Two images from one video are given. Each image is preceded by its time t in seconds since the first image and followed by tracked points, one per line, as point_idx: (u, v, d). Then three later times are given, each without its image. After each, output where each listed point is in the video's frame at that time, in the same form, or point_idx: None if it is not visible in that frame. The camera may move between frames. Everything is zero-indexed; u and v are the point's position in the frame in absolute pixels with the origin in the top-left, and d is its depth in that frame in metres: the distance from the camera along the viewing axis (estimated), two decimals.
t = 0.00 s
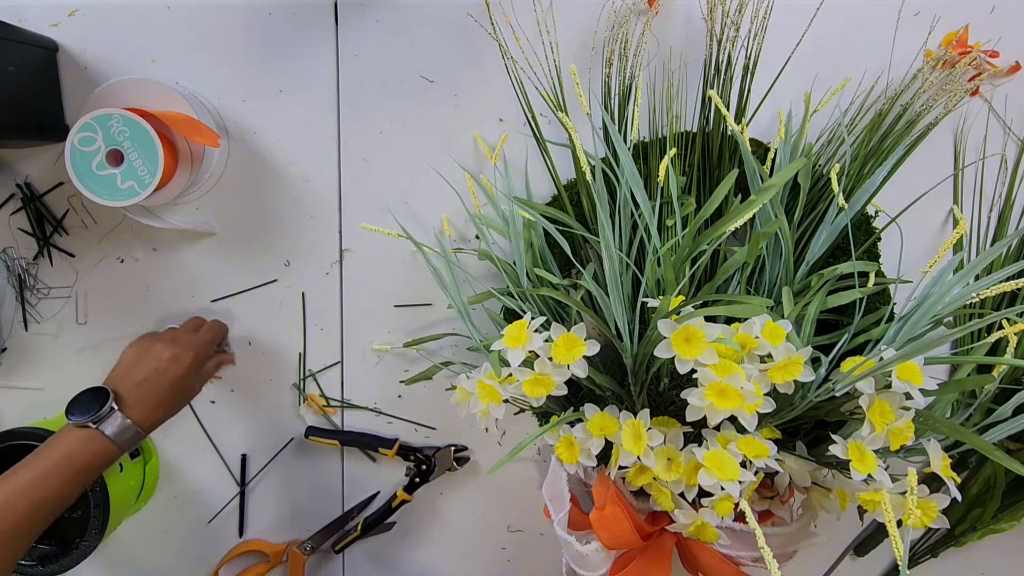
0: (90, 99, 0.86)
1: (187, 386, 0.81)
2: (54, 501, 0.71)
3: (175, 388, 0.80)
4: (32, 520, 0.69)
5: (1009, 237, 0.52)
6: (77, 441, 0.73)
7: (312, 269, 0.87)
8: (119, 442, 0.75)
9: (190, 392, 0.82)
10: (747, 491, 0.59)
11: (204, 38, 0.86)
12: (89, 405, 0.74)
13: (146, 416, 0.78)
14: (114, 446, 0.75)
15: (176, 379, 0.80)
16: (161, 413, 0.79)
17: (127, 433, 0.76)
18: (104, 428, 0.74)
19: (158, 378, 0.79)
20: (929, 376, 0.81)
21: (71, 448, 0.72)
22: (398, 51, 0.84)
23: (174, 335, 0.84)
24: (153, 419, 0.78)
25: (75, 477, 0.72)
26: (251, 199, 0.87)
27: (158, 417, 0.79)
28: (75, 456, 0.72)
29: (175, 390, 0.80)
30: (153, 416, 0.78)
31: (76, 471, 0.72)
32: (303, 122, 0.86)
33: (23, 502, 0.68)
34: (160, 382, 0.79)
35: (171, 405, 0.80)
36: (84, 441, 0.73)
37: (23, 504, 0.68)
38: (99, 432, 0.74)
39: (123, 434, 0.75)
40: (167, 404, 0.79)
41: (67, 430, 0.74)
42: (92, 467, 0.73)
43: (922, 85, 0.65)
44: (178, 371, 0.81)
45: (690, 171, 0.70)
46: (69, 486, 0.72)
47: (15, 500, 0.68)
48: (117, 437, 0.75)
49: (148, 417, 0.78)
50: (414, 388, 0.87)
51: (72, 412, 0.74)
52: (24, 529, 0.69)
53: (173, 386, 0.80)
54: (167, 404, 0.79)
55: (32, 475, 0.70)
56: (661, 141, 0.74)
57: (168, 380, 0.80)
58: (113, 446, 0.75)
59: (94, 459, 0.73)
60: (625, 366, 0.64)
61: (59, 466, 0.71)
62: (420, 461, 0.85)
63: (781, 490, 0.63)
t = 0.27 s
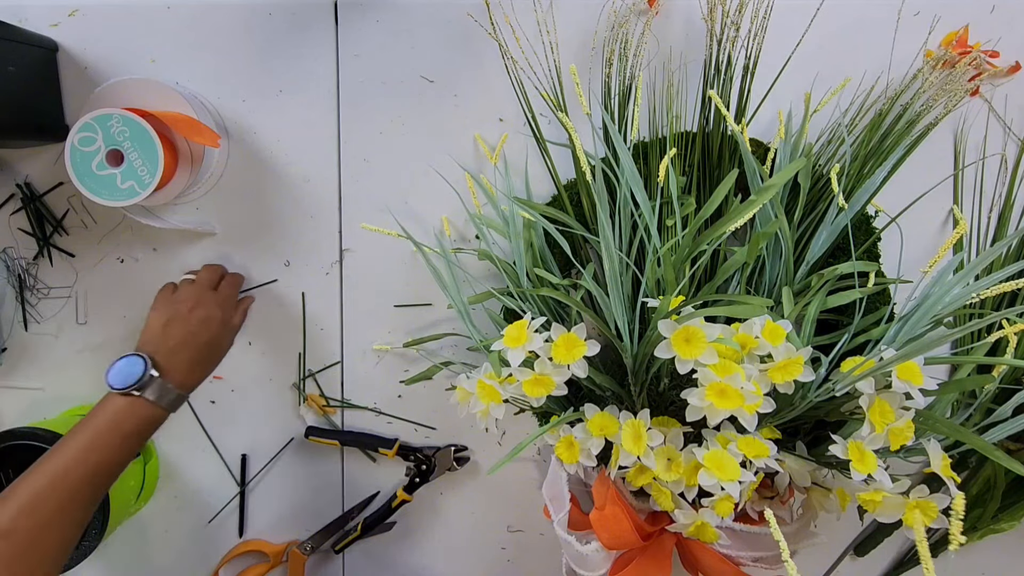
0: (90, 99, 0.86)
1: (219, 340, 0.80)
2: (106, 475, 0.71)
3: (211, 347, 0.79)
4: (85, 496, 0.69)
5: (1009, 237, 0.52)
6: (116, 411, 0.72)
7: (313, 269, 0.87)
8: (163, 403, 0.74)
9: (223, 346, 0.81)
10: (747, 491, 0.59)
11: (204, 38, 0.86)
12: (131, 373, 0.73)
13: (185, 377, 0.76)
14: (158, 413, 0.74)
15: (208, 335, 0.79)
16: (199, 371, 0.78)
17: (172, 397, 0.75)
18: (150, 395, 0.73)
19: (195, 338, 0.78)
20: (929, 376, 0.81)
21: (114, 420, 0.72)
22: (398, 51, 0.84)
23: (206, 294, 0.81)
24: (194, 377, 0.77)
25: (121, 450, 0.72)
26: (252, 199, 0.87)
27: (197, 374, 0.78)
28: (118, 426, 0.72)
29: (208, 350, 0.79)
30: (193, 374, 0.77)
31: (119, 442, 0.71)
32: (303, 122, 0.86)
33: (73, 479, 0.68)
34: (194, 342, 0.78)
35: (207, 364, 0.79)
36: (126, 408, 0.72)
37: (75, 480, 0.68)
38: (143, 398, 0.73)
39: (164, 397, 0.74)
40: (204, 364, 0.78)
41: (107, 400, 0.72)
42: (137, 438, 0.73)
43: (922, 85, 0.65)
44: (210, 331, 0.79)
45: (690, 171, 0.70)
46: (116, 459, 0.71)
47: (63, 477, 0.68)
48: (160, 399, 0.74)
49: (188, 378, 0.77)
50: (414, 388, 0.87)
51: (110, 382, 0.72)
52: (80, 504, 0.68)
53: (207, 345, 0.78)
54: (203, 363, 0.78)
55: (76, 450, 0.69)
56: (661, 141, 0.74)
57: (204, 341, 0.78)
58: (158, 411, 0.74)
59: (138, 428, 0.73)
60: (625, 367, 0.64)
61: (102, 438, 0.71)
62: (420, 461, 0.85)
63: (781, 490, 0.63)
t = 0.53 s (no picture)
0: (90, 99, 0.86)
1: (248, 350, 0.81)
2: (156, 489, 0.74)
3: (240, 355, 0.80)
4: (139, 506, 0.72)
5: (1009, 237, 0.52)
6: (155, 424, 0.74)
7: (313, 269, 0.87)
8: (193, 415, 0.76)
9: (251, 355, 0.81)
10: (747, 492, 0.59)
11: (204, 38, 0.86)
12: (156, 386, 0.75)
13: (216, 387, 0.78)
14: (190, 426, 0.76)
15: (232, 345, 0.79)
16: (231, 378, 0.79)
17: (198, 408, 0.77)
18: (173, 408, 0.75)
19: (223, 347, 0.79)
20: (929, 376, 0.81)
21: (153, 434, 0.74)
22: (398, 51, 0.84)
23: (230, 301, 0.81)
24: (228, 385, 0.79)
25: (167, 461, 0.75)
26: (252, 199, 0.87)
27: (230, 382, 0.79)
28: (161, 441, 0.74)
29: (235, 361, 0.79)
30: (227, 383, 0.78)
31: (165, 453, 0.74)
32: (303, 122, 0.86)
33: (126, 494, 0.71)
34: (219, 354, 0.78)
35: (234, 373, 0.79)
36: (161, 423, 0.75)
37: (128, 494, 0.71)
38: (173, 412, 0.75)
39: (197, 410, 0.76)
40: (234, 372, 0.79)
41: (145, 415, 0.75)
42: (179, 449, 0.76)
43: (922, 85, 0.65)
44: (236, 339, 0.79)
45: (690, 171, 0.70)
46: (164, 470, 0.75)
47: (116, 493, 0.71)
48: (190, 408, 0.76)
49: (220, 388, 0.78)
50: (414, 388, 0.87)
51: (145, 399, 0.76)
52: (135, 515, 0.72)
53: (233, 355, 0.79)
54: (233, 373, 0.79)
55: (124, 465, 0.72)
56: (661, 141, 0.74)
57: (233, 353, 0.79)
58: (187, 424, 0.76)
59: (175, 440, 0.75)
60: (625, 367, 0.64)
61: (149, 453, 0.73)
62: (420, 461, 0.85)
63: (781, 490, 0.63)
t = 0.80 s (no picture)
0: (90, 99, 0.86)
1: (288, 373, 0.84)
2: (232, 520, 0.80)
3: (282, 383, 0.84)
4: (217, 537, 0.78)
5: (1009, 237, 0.52)
6: (223, 463, 0.81)
7: (313, 269, 0.87)
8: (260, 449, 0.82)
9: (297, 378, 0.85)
10: (747, 491, 0.59)
11: (205, 38, 0.86)
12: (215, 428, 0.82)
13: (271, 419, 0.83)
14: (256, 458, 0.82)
15: (274, 376, 0.83)
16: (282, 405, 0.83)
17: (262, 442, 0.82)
18: (237, 447, 0.81)
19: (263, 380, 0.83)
20: (929, 376, 0.81)
21: (223, 472, 0.80)
22: (398, 51, 0.84)
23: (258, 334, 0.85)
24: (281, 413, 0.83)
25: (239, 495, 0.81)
26: (252, 199, 0.87)
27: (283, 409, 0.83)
28: (234, 474, 0.81)
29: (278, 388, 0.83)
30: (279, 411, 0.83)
31: (237, 488, 0.81)
32: (303, 122, 0.86)
33: (204, 527, 0.77)
34: (264, 387, 0.83)
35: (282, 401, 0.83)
36: (230, 461, 0.81)
37: (206, 527, 0.77)
38: (240, 452, 0.81)
39: (261, 446, 0.82)
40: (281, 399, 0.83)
41: (215, 457, 0.81)
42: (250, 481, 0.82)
43: (922, 85, 0.65)
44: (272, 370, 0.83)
45: (690, 171, 0.70)
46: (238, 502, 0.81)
47: (195, 528, 0.77)
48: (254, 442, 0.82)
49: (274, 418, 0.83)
50: (414, 388, 0.87)
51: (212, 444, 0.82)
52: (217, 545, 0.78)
53: (276, 383, 0.83)
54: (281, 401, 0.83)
55: (199, 503, 0.78)
56: (661, 141, 0.74)
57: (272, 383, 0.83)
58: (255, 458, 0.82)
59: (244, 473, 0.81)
60: (625, 367, 0.64)
61: (221, 489, 0.79)
62: (420, 461, 0.85)
63: (781, 490, 0.63)
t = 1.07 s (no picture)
0: (90, 99, 0.86)
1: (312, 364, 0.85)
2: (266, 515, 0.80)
3: (308, 372, 0.84)
4: (255, 534, 0.78)
5: (1009, 237, 0.52)
6: (252, 459, 0.80)
7: (313, 269, 0.87)
8: (290, 440, 0.81)
9: (319, 371, 0.86)
10: (747, 492, 0.59)
11: (204, 38, 0.86)
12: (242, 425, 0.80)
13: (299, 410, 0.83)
14: (287, 451, 0.82)
15: (299, 367, 0.83)
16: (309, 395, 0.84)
17: (291, 434, 0.82)
18: (266, 441, 0.81)
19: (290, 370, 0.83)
20: (929, 376, 0.81)
21: (251, 469, 0.80)
22: (398, 51, 0.84)
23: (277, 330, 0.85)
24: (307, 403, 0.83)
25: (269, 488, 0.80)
26: (252, 199, 0.87)
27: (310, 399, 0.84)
28: (263, 470, 0.80)
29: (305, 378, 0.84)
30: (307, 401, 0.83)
31: (267, 483, 0.80)
32: (303, 122, 0.86)
33: (240, 524, 0.77)
34: (289, 379, 0.83)
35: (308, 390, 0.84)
36: (258, 458, 0.80)
37: (242, 524, 0.77)
38: (270, 446, 0.81)
39: (291, 438, 0.81)
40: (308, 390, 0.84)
41: (241, 457, 0.81)
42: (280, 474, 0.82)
43: (922, 85, 0.65)
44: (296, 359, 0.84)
45: (690, 171, 0.70)
46: (269, 497, 0.80)
47: (231, 527, 0.76)
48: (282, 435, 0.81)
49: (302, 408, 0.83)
50: (414, 388, 0.87)
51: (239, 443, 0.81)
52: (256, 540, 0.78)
53: (302, 372, 0.84)
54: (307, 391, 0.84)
55: (231, 502, 0.78)
56: (661, 142, 0.74)
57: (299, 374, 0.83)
58: (285, 451, 0.81)
59: (274, 467, 0.81)
60: (625, 367, 0.64)
61: (250, 487, 0.79)
62: (420, 461, 0.85)
63: (781, 490, 0.63)
